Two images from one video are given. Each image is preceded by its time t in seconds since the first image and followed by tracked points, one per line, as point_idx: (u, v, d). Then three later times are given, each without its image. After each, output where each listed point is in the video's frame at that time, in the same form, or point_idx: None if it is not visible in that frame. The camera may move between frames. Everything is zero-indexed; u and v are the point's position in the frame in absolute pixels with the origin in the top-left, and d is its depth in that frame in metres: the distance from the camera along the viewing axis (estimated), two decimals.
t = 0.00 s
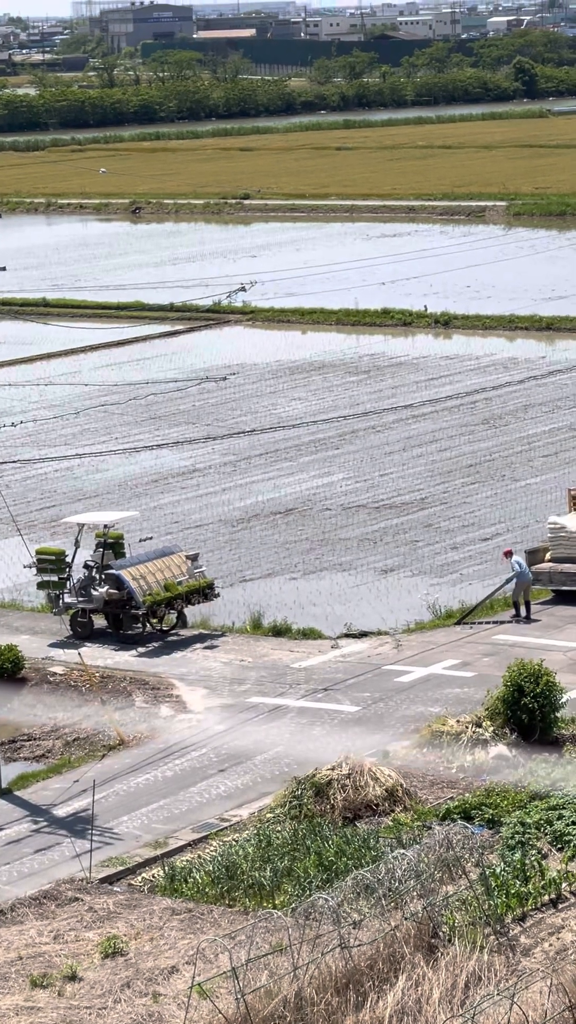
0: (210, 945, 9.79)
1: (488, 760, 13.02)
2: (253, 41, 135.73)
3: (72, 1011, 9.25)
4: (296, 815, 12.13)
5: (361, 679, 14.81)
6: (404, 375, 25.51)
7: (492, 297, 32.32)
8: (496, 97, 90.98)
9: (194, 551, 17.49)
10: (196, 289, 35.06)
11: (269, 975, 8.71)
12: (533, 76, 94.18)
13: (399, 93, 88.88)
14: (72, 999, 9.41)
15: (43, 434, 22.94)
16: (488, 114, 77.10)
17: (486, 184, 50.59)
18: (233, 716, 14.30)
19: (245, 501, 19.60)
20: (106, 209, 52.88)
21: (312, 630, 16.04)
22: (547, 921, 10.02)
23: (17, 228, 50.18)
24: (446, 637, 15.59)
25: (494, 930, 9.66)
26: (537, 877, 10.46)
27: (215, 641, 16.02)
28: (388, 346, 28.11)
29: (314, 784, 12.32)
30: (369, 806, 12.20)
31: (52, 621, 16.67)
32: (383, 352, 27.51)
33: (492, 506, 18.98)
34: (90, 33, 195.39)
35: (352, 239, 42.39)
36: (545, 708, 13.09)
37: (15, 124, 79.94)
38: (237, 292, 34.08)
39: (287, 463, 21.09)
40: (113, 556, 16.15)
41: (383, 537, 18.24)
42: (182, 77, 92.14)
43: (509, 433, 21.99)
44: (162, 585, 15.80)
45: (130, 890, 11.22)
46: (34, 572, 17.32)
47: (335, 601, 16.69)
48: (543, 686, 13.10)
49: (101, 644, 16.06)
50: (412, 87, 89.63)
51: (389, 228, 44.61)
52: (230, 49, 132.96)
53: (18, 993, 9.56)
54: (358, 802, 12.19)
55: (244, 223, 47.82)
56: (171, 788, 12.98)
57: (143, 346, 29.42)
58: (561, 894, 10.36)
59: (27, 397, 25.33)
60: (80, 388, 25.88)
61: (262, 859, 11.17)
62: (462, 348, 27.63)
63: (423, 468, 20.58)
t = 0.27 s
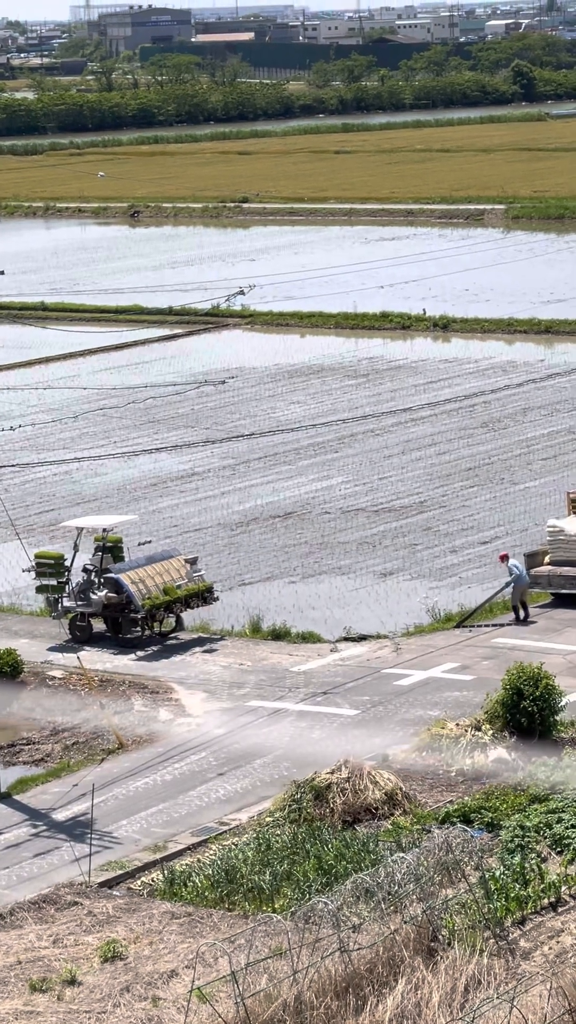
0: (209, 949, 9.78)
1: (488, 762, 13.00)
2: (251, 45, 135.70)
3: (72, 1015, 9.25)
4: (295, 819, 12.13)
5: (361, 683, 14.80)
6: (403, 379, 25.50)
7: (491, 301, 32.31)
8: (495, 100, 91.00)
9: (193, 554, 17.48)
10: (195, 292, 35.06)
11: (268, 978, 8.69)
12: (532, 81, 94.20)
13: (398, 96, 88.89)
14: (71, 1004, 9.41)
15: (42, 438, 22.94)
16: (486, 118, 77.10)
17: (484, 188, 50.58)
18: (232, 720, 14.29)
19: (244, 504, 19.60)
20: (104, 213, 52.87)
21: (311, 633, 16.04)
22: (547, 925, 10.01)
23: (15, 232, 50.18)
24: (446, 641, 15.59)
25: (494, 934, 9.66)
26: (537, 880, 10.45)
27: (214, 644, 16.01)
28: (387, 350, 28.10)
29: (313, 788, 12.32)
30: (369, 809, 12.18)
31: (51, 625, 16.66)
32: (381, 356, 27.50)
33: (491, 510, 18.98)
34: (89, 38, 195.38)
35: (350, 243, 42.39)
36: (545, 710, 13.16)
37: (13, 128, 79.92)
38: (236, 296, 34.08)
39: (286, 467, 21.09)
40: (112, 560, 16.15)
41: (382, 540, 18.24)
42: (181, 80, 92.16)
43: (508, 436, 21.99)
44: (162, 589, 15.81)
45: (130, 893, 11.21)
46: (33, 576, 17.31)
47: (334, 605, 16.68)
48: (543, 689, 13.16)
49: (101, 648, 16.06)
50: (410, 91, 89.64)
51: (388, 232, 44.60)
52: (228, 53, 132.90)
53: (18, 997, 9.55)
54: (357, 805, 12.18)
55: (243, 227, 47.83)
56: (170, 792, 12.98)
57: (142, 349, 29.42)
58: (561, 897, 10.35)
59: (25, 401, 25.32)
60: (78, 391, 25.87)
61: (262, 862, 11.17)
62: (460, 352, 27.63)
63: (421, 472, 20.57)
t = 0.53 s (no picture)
0: (208, 951, 9.78)
1: (488, 765, 12.99)
2: (249, 47, 135.61)
3: (70, 1018, 9.24)
4: (295, 822, 12.13)
5: (359, 685, 14.80)
6: (402, 381, 25.48)
7: (490, 302, 32.31)
8: (493, 102, 90.95)
9: (191, 558, 17.46)
10: (194, 295, 35.03)
11: (268, 981, 8.72)
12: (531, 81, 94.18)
13: (396, 99, 88.85)
14: (70, 1006, 9.41)
15: (40, 441, 22.91)
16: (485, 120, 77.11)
17: (483, 189, 50.58)
18: (231, 723, 14.29)
19: (242, 508, 19.57)
20: (103, 215, 52.85)
21: (310, 636, 16.01)
22: (546, 928, 10.01)
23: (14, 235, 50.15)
24: (445, 644, 15.56)
25: (494, 937, 9.65)
26: (536, 883, 10.45)
27: (212, 648, 15.98)
28: (386, 352, 28.06)
29: (312, 790, 12.32)
30: (368, 813, 12.16)
31: (49, 628, 16.66)
32: (380, 358, 27.50)
33: (490, 512, 18.97)
34: (87, 41, 195.44)
35: (349, 245, 42.37)
36: (544, 713, 13.18)
37: (11, 131, 79.86)
38: (235, 298, 34.09)
39: (284, 470, 21.06)
40: (111, 562, 16.16)
41: (380, 543, 18.22)
42: (179, 83, 92.21)
43: (506, 439, 21.96)
44: (160, 592, 15.80)
45: (129, 897, 11.22)
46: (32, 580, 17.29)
47: (333, 608, 16.67)
48: (542, 692, 13.16)
49: (99, 652, 16.03)
50: (409, 94, 89.59)
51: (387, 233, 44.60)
52: (226, 55, 132.83)
53: (18, 1000, 9.55)
54: (357, 808, 12.17)
55: (242, 229, 47.82)
56: (169, 796, 12.97)
57: (141, 352, 29.43)
58: (560, 899, 10.35)
59: (24, 404, 25.33)
60: (77, 395, 25.85)
61: (261, 865, 11.17)
62: (460, 354, 27.56)
63: (420, 475, 20.54)
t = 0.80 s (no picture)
0: (209, 952, 9.79)
1: (488, 764, 13.01)
2: (248, 48, 135.58)
3: (71, 1019, 9.25)
4: (295, 823, 12.13)
5: (359, 686, 14.80)
6: (401, 382, 25.49)
7: (489, 303, 32.32)
8: (492, 103, 90.95)
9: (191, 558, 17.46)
10: (192, 296, 35.04)
11: (268, 981, 8.73)
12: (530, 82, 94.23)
13: (395, 100, 88.81)
14: (71, 1007, 9.42)
15: (40, 442, 22.92)
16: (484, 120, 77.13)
17: (482, 190, 50.59)
18: (231, 724, 14.29)
19: (242, 509, 19.57)
20: (102, 216, 52.87)
21: (310, 637, 16.02)
22: (546, 928, 10.01)
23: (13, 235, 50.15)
24: (445, 644, 15.57)
25: (494, 937, 9.66)
26: (536, 883, 10.46)
27: (212, 649, 15.99)
28: (385, 353, 28.06)
29: (313, 790, 12.33)
30: (368, 813, 12.17)
31: (49, 629, 16.66)
32: (379, 358, 27.52)
33: (489, 512, 18.98)
34: (86, 41, 195.45)
35: (348, 245, 42.38)
36: (543, 713, 13.21)
37: (10, 132, 79.84)
38: (234, 298, 34.10)
39: (284, 471, 21.06)
40: (111, 563, 16.17)
41: (380, 543, 18.22)
42: (177, 84, 92.20)
43: (506, 440, 21.95)
44: (160, 593, 15.82)
45: (129, 897, 11.22)
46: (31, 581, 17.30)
47: (332, 608, 16.68)
48: (542, 693, 13.18)
49: (99, 653, 16.04)
50: (408, 94, 89.54)
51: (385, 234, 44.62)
52: (225, 55, 132.78)
53: (18, 1000, 9.56)
54: (357, 808, 12.17)
55: (240, 230, 47.84)
56: (169, 796, 12.98)
57: (140, 353, 29.44)
58: (560, 899, 10.36)
59: (24, 405, 25.33)
60: (76, 396, 25.85)
61: (261, 866, 11.17)
62: (460, 355, 27.55)
63: (420, 475, 20.54)
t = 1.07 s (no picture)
0: (210, 952, 9.79)
1: (488, 764, 13.02)
2: (248, 48, 135.64)
3: (72, 1020, 9.26)
4: (296, 823, 12.14)
5: (360, 686, 14.81)
6: (402, 382, 25.50)
7: (488, 303, 32.34)
8: (492, 103, 90.97)
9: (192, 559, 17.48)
10: (193, 296, 35.06)
11: (269, 982, 8.74)
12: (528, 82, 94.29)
13: (395, 99, 88.81)
14: (72, 1008, 9.43)
15: (40, 443, 22.94)
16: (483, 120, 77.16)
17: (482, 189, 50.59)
18: (231, 724, 14.30)
19: (242, 509, 19.58)
20: (102, 216, 52.89)
21: (310, 637, 16.02)
22: (547, 927, 10.00)
23: (13, 236, 50.19)
24: (445, 645, 15.57)
25: (495, 936, 9.67)
26: (537, 883, 10.45)
27: (212, 649, 16.00)
28: (385, 354, 28.05)
29: (313, 791, 12.34)
30: (369, 814, 12.17)
31: (50, 629, 16.65)
32: (379, 359, 27.54)
33: (489, 513, 18.96)
34: (86, 41, 195.45)
35: (348, 245, 42.41)
36: (544, 713, 13.19)
37: (10, 132, 79.88)
38: (234, 298, 34.10)
39: (284, 471, 21.06)
40: (111, 563, 16.16)
41: (380, 544, 18.22)
42: (177, 85, 92.25)
43: (506, 440, 21.95)
44: (161, 593, 15.82)
45: (130, 898, 11.23)
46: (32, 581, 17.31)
47: (333, 609, 16.68)
48: (542, 693, 13.16)
49: (100, 653, 16.05)
50: (408, 94, 89.52)
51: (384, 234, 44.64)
52: (225, 56, 132.86)
53: (19, 1001, 9.57)
54: (357, 808, 12.17)
55: (240, 230, 47.86)
56: (170, 796, 12.99)
57: (141, 354, 29.44)
58: (562, 898, 10.37)
59: (24, 406, 25.33)
60: (76, 396, 25.87)
61: (262, 867, 11.17)
62: (460, 356, 27.54)
63: (420, 476, 20.54)
